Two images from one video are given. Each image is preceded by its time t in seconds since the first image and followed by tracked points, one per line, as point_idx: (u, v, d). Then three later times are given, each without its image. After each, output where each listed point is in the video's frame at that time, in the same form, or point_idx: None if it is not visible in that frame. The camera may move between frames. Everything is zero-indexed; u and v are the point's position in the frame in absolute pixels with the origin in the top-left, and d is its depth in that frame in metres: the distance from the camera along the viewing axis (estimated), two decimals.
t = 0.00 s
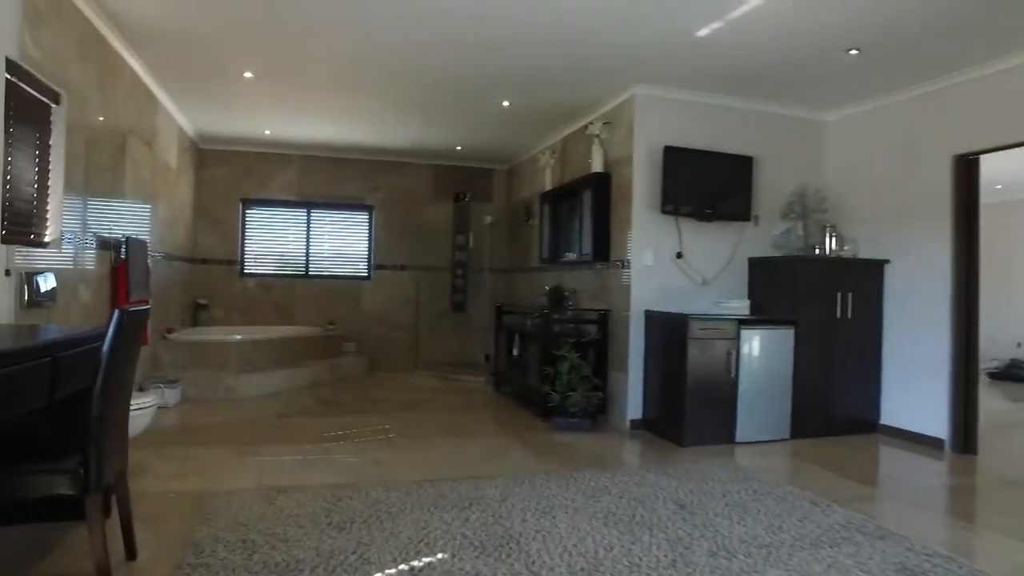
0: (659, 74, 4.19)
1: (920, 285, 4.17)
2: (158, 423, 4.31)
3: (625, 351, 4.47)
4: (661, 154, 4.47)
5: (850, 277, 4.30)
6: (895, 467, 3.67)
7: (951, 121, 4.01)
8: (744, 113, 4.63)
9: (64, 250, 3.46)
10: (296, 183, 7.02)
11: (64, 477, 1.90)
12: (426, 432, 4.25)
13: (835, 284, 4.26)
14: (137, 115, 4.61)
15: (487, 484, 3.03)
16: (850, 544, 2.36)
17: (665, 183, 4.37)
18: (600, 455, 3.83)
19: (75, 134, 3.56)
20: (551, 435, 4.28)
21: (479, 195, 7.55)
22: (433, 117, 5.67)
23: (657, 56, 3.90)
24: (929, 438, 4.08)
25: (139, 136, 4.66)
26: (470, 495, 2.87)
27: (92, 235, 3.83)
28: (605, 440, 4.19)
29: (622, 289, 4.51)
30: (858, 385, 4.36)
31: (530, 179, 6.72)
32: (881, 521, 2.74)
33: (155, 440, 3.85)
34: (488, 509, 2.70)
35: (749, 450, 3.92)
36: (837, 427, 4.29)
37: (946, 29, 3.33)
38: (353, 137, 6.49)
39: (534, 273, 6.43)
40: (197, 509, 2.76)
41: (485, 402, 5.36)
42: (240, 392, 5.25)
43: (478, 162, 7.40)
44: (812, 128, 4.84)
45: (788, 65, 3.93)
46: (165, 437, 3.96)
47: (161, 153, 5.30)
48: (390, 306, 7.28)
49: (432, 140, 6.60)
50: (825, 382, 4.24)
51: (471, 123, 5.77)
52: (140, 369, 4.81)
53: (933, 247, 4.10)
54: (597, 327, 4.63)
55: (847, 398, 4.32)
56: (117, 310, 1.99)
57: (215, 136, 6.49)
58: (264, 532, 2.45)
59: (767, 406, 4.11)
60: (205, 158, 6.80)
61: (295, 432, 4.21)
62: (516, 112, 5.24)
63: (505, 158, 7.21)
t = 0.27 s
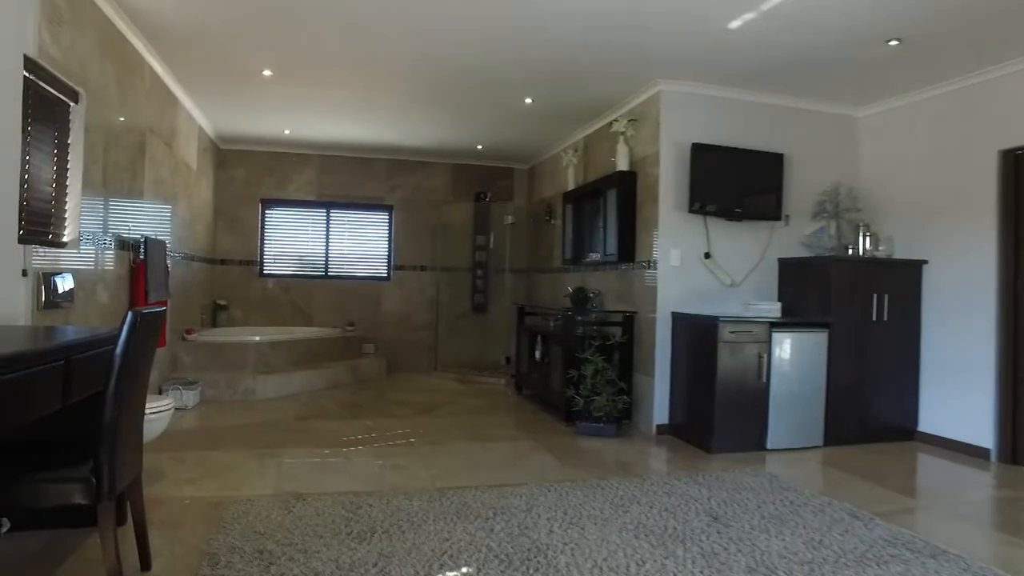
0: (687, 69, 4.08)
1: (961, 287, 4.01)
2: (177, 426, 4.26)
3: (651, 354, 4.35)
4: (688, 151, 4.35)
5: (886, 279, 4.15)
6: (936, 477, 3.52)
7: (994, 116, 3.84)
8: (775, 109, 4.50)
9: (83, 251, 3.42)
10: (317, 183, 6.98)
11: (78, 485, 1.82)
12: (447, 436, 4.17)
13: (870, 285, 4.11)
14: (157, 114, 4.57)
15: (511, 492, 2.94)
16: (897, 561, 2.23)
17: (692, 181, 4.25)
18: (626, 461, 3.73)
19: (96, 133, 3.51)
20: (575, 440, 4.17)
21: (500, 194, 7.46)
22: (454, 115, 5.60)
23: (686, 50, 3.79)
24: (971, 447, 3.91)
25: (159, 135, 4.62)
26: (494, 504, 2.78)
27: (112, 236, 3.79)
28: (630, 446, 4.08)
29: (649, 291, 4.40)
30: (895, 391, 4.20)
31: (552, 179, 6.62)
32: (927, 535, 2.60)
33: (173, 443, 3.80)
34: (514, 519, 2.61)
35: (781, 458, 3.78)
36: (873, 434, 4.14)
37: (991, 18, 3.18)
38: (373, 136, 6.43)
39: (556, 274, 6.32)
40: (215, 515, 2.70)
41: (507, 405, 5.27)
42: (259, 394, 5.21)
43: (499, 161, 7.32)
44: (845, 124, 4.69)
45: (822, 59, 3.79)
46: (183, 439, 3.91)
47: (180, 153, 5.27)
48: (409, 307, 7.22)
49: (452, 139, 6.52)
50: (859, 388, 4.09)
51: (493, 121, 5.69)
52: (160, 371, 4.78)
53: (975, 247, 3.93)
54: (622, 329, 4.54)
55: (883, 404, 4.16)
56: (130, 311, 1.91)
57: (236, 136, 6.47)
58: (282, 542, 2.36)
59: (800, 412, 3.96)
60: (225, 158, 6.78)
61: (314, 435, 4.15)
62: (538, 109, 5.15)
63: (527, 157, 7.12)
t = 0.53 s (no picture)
0: (715, 63, 3.94)
1: (1004, 288, 3.82)
2: (192, 429, 4.19)
3: (676, 357, 4.23)
4: (716, 148, 4.22)
5: (923, 280, 3.99)
6: (978, 488, 3.35)
7: None
8: (806, 104, 4.35)
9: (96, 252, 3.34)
10: (333, 183, 6.91)
11: (82, 498, 1.73)
12: (466, 442, 4.06)
13: (906, 287, 3.95)
14: (171, 112, 4.50)
15: (533, 502, 2.82)
16: None
17: (719, 179, 4.11)
18: (651, 469, 3.60)
19: (109, 132, 3.43)
20: (597, 447, 4.04)
21: (519, 194, 7.36)
22: (472, 113, 5.49)
23: (714, 43, 3.66)
24: (1014, 457, 3.73)
25: (173, 133, 4.54)
26: (516, 515, 2.66)
27: (125, 236, 3.71)
28: (655, 452, 3.94)
29: (674, 292, 4.27)
30: (933, 397, 4.03)
31: (572, 178, 6.50)
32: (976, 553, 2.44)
33: (187, 447, 3.72)
34: (537, 532, 2.49)
35: (813, 466, 3.63)
36: (909, 442, 3.98)
37: None
38: (390, 135, 6.34)
39: (576, 275, 6.20)
40: (227, 525, 2.61)
41: (527, 409, 5.16)
42: (274, 397, 5.13)
43: (517, 159, 7.21)
44: (878, 120, 4.52)
45: (857, 50, 3.64)
46: (197, 444, 3.83)
47: (196, 152, 5.20)
48: (427, 308, 7.12)
49: (471, 138, 6.42)
50: (895, 393, 3.93)
51: (512, 118, 5.59)
52: (175, 373, 4.71)
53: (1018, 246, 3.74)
54: (646, 332, 4.43)
55: (919, 410, 3.99)
56: (137, 315, 1.81)
57: (252, 136, 6.41)
58: (296, 556, 2.26)
59: (834, 419, 3.81)
60: (241, 158, 6.73)
61: (331, 440, 4.06)
62: (559, 106, 5.04)
63: (546, 156, 7.00)
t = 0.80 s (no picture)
0: (738, 57, 3.82)
1: None
2: (201, 432, 4.12)
3: (698, 360, 4.11)
4: (739, 144, 4.09)
5: (956, 280, 3.83)
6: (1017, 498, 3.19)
7: None
8: (832, 99, 4.21)
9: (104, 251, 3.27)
10: (346, 182, 6.83)
11: (79, 509, 1.64)
12: (481, 446, 3.96)
13: (938, 288, 3.80)
14: (182, 110, 4.42)
15: (551, 512, 2.71)
16: None
17: (742, 176, 3.99)
18: (672, 476, 3.48)
19: (118, 130, 3.36)
20: (616, 452, 3.92)
21: (534, 193, 7.25)
22: (487, 110, 5.40)
23: (737, 37, 3.53)
24: None
25: (183, 132, 4.47)
26: (534, 526, 2.55)
27: (134, 236, 3.64)
28: (677, 458, 3.82)
29: (695, 293, 4.14)
30: (967, 402, 3.87)
31: (589, 176, 6.38)
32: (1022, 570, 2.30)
33: (196, 451, 3.65)
34: (556, 544, 2.38)
35: (842, 474, 3.49)
36: (942, 449, 3.82)
37: None
38: (404, 133, 6.26)
39: (593, 276, 6.08)
40: (234, 534, 2.52)
41: (543, 412, 5.05)
42: (286, 399, 5.05)
43: (532, 158, 7.10)
44: (908, 115, 4.37)
45: (887, 43, 3.50)
46: (207, 447, 3.75)
47: (207, 151, 5.14)
48: (440, 309, 7.03)
49: (485, 136, 6.32)
50: (927, 398, 3.78)
51: (528, 116, 5.49)
52: (185, 374, 4.65)
53: None
54: (666, 333, 4.33)
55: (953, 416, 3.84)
56: (137, 317, 1.71)
57: (264, 134, 6.35)
58: (305, 569, 2.16)
59: (863, 424, 3.67)
60: (254, 157, 6.68)
61: (343, 443, 3.97)
62: (576, 103, 4.93)
63: (562, 154, 6.89)
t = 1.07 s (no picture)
0: (762, 47, 3.66)
1: None
2: (209, 434, 4.03)
3: (720, 362, 3.96)
4: (762, 138, 3.93)
5: (993, 279, 3.65)
6: None
7: None
8: (860, 90, 4.04)
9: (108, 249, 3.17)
10: (358, 181, 6.74)
11: (68, 521, 1.53)
12: (495, 450, 3.83)
13: (973, 287, 3.63)
14: (189, 106, 4.34)
15: (569, 522, 2.58)
16: None
17: (766, 171, 3.83)
18: (694, 482, 3.34)
19: (122, 124, 3.27)
20: (635, 457, 3.78)
21: (548, 190, 7.12)
22: (501, 106, 5.28)
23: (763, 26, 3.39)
24: None
25: (191, 128, 4.38)
26: (551, 537, 2.42)
27: (140, 233, 3.55)
28: (698, 464, 3.68)
29: (717, 293, 3.99)
30: (1004, 407, 3.69)
31: (605, 174, 6.24)
32: None
33: (203, 454, 3.55)
34: (576, 557, 2.24)
35: (873, 482, 3.33)
36: (977, 456, 3.65)
37: None
38: (416, 130, 6.15)
39: (610, 275, 5.93)
40: (237, 543, 2.40)
41: (558, 415, 4.92)
42: (296, 400, 4.96)
43: (547, 155, 6.97)
44: (941, 107, 4.19)
45: (920, 30, 3.34)
46: (214, 450, 3.66)
47: (216, 148, 5.05)
48: (454, 309, 6.91)
49: (499, 133, 6.20)
50: (962, 403, 3.61)
51: (543, 112, 5.36)
52: (194, 375, 4.57)
53: None
54: (687, 334, 4.19)
55: (988, 421, 3.66)
56: (128, 315, 1.61)
57: (275, 132, 6.26)
58: None
59: (895, 429, 3.50)
60: (265, 155, 6.60)
61: (353, 446, 3.86)
62: (592, 98, 4.80)
63: (577, 151, 6.75)
